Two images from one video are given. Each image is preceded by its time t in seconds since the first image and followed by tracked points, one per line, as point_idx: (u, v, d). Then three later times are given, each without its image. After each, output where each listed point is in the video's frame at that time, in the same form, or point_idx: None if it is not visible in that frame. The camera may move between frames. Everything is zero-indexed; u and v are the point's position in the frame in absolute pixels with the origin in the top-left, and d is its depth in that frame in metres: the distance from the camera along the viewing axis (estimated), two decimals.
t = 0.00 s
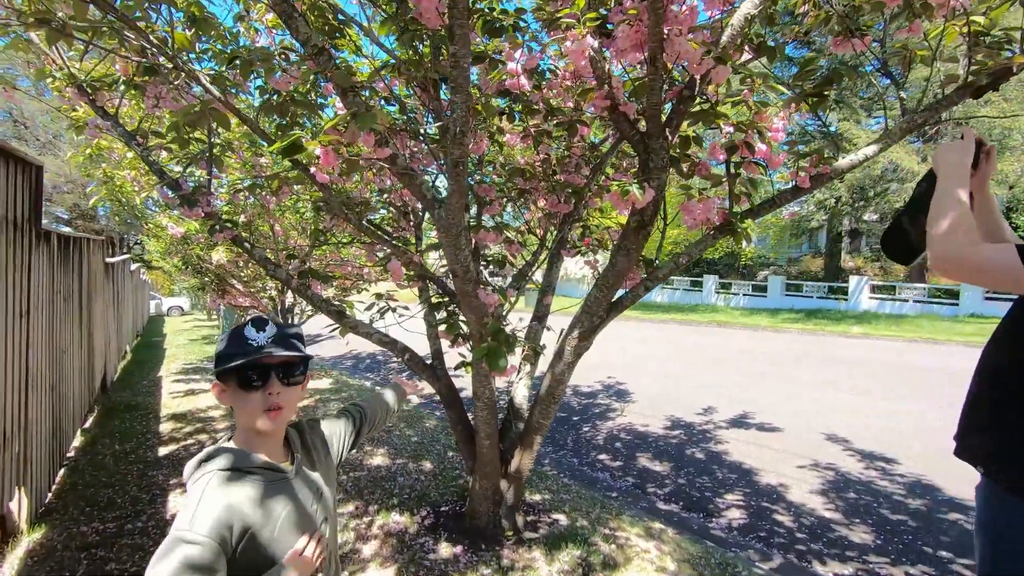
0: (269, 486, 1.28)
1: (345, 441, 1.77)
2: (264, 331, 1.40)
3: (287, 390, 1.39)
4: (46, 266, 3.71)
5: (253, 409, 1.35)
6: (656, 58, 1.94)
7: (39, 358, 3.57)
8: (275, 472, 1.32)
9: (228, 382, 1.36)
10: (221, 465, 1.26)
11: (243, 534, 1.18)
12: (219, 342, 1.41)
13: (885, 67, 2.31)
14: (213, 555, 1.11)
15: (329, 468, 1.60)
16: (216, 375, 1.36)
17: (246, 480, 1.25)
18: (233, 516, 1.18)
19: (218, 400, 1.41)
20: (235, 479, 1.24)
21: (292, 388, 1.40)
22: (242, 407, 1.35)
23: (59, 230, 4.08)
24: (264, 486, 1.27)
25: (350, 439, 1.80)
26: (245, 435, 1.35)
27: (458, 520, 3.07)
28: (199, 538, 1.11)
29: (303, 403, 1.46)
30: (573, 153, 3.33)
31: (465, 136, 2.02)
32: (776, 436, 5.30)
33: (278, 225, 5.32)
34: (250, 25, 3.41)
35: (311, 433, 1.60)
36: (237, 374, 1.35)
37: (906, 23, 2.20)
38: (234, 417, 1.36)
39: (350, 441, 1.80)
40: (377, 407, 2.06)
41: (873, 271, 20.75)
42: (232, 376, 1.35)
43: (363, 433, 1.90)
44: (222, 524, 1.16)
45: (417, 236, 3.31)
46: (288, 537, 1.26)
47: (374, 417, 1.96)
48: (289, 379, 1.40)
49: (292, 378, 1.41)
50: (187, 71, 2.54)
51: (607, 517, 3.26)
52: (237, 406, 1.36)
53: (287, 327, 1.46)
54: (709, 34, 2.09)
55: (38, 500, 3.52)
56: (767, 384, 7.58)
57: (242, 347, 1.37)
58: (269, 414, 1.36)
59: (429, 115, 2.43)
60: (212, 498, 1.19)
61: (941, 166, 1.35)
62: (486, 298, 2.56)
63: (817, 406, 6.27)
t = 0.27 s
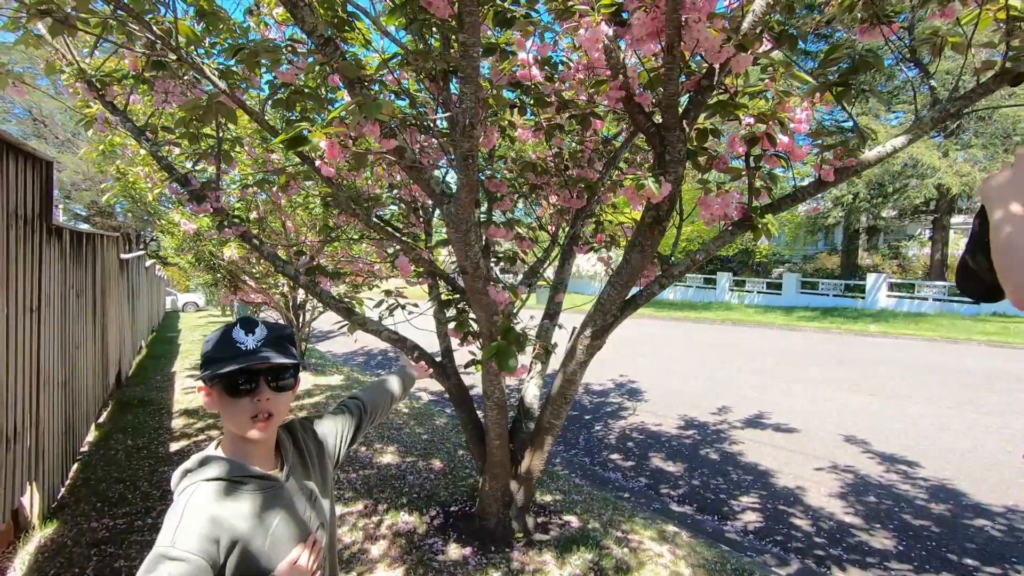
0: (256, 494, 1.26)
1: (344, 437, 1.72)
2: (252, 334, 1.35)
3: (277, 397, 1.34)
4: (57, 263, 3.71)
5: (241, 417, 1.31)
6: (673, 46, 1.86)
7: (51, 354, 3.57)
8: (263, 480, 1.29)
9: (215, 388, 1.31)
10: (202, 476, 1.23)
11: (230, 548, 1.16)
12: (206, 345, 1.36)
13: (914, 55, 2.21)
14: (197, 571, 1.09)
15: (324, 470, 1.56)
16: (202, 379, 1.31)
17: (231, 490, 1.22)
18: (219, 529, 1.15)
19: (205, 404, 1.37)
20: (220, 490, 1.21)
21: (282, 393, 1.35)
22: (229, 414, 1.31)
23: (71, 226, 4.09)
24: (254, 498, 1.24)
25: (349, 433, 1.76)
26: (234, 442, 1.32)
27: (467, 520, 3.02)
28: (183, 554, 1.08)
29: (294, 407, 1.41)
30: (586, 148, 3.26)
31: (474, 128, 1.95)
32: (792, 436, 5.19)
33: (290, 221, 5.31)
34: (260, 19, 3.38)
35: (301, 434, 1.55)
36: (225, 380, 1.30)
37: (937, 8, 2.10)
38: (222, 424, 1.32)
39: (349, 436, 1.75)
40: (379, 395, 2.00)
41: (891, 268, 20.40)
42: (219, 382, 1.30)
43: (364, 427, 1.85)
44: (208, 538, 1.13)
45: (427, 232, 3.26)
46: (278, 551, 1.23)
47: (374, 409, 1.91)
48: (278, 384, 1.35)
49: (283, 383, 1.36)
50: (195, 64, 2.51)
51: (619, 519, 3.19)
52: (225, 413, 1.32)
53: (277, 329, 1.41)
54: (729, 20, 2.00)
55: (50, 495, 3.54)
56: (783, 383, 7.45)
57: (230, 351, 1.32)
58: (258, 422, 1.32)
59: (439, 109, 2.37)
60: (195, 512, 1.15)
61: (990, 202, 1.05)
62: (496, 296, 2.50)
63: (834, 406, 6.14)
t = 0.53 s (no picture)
0: (252, 502, 1.24)
1: (353, 454, 1.69)
2: (241, 343, 1.30)
3: (269, 408, 1.32)
4: (71, 261, 3.73)
5: (233, 428, 1.28)
6: (688, 43, 1.82)
7: (64, 353, 3.60)
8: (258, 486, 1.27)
9: (205, 400, 1.28)
10: (195, 487, 1.22)
11: (229, 558, 1.15)
12: (192, 354, 1.31)
13: (937, 50, 2.15)
14: None
15: (325, 483, 1.53)
16: (190, 391, 1.27)
17: (227, 499, 1.21)
18: (217, 539, 1.15)
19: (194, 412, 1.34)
20: (215, 499, 1.20)
21: (274, 403, 1.33)
22: (221, 426, 1.28)
23: (86, 226, 4.12)
24: (252, 508, 1.23)
25: (360, 453, 1.72)
26: (227, 452, 1.30)
27: (477, 523, 3.00)
28: (180, 565, 1.07)
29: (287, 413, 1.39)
30: (598, 147, 3.23)
31: (485, 127, 1.92)
32: (807, 440, 5.11)
33: (301, 221, 5.33)
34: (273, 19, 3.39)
35: (305, 442, 1.54)
36: (214, 393, 1.26)
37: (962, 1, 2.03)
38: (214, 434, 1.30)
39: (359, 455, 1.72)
40: (401, 420, 1.96)
41: (907, 269, 20.11)
42: (208, 394, 1.27)
43: (380, 449, 1.80)
44: (206, 549, 1.13)
45: (437, 232, 3.24)
46: (279, 560, 1.22)
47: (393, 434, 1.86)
48: (270, 393, 1.32)
49: (274, 392, 1.33)
50: (206, 63, 2.51)
51: (631, 523, 3.15)
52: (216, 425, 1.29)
53: (266, 336, 1.36)
54: (745, 15, 1.96)
55: (63, 493, 3.57)
56: (797, 386, 7.35)
57: (218, 362, 1.27)
58: (251, 433, 1.30)
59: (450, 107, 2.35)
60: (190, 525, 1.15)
61: None
62: (506, 296, 2.47)
63: (850, 410, 6.04)
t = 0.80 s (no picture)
0: (251, 516, 1.22)
1: (362, 468, 1.64)
2: (245, 350, 1.27)
3: (272, 417, 1.29)
4: (80, 265, 3.73)
5: (234, 438, 1.26)
6: (705, 44, 1.79)
7: (73, 357, 3.59)
8: (258, 502, 1.24)
9: (208, 407, 1.25)
10: (196, 497, 1.21)
11: None
12: (195, 360, 1.29)
13: (959, 51, 2.10)
14: None
15: (331, 497, 1.49)
16: (192, 398, 1.25)
17: (226, 514, 1.20)
18: (213, 557, 1.15)
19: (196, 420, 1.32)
20: (215, 514, 1.19)
21: (277, 412, 1.30)
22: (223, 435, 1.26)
23: (95, 230, 4.13)
24: (251, 524, 1.21)
25: (370, 467, 1.67)
26: (228, 462, 1.27)
27: (486, 531, 2.96)
28: None
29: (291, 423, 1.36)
30: (609, 150, 3.19)
31: (497, 130, 1.89)
32: (820, 448, 5.03)
33: (310, 225, 5.33)
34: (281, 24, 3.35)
35: (313, 452, 1.50)
36: (217, 401, 1.24)
37: None
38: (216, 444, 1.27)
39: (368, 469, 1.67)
40: (412, 434, 1.91)
41: (917, 274, 19.91)
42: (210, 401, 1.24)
43: (388, 463, 1.76)
44: (201, 568, 1.12)
45: (446, 236, 3.21)
46: None
47: (404, 447, 1.81)
48: (273, 402, 1.29)
49: (278, 401, 1.30)
50: (216, 67, 2.50)
51: (643, 532, 3.10)
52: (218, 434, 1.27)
53: (270, 343, 1.33)
54: (764, 14, 1.92)
55: (71, 497, 3.55)
56: (808, 392, 7.26)
57: (222, 369, 1.25)
58: (254, 443, 1.27)
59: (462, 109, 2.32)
60: (188, 540, 1.15)
61: None
62: (517, 301, 2.43)
63: (863, 417, 5.95)
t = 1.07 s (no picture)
0: (258, 542, 1.17)
1: (373, 482, 1.58)
2: (254, 362, 1.24)
3: (280, 432, 1.25)
4: (83, 269, 3.67)
5: (240, 454, 1.21)
6: (727, 41, 1.73)
7: (76, 363, 3.54)
8: (266, 526, 1.19)
9: (214, 421, 1.21)
10: (202, 520, 1.15)
11: None
12: (202, 372, 1.25)
13: (986, 49, 2.03)
14: None
15: (340, 517, 1.43)
16: (198, 412, 1.20)
17: (231, 539, 1.14)
18: None
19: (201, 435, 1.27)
20: (220, 540, 1.14)
21: (286, 427, 1.26)
22: (229, 451, 1.21)
23: (98, 234, 4.08)
24: (258, 550, 1.16)
25: (382, 480, 1.61)
26: (234, 479, 1.22)
27: (496, 542, 2.89)
28: None
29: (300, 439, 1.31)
30: (620, 152, 3.13)
31: (512, 131, 1.84)
32: (832, 454, 4.95)
33: (314, 229, 5.28)
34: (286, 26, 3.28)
35: (320, 469, 1.45)
36: (224, 414, 1.20)
37: None
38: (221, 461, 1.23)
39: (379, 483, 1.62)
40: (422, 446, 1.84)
41: (923, 277, 19.78)
42: (216, 415, 1.20)
43: (400, 476, 1.69)
44: None
45: (454, 240, 3.15)
46: None
47: (415, 458, 1.76)
48: (283, 416, 1.25)
49: (287, 416, 1.26)
50: (222, 67, 2.45)
51: (656, 543, 3.04)
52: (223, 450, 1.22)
53: (280, 354, 1.29)
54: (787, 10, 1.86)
55: (73, 506, 3.50)
56: (817, 397, 7.17)
57: (230, 382, 1.21)
58: (261, 459, 1.22)
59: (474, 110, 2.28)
60: (190, 566, 1.09)
61: None
62: (530, 307, 2.37)
63: (875, 423, 5.87)
